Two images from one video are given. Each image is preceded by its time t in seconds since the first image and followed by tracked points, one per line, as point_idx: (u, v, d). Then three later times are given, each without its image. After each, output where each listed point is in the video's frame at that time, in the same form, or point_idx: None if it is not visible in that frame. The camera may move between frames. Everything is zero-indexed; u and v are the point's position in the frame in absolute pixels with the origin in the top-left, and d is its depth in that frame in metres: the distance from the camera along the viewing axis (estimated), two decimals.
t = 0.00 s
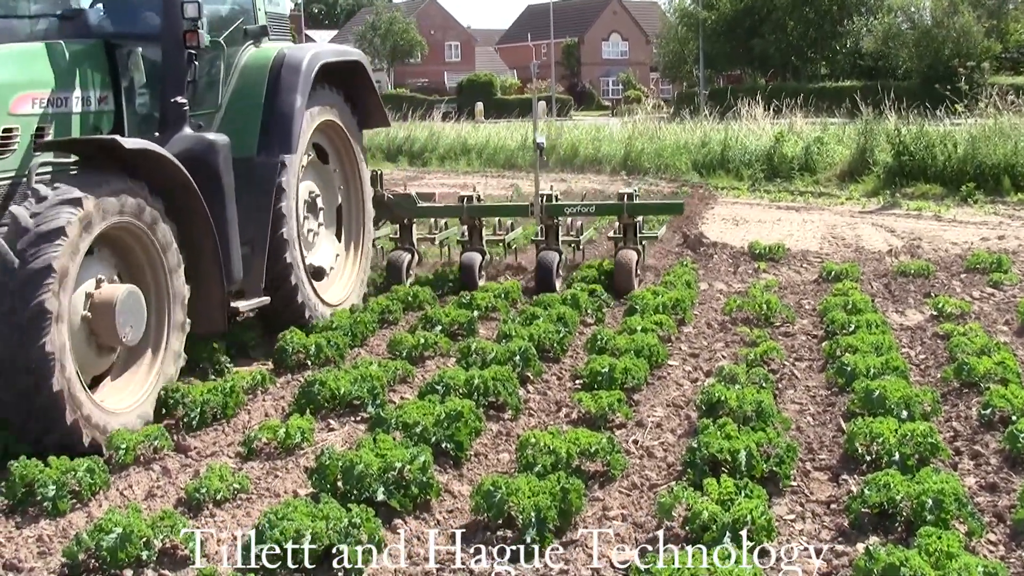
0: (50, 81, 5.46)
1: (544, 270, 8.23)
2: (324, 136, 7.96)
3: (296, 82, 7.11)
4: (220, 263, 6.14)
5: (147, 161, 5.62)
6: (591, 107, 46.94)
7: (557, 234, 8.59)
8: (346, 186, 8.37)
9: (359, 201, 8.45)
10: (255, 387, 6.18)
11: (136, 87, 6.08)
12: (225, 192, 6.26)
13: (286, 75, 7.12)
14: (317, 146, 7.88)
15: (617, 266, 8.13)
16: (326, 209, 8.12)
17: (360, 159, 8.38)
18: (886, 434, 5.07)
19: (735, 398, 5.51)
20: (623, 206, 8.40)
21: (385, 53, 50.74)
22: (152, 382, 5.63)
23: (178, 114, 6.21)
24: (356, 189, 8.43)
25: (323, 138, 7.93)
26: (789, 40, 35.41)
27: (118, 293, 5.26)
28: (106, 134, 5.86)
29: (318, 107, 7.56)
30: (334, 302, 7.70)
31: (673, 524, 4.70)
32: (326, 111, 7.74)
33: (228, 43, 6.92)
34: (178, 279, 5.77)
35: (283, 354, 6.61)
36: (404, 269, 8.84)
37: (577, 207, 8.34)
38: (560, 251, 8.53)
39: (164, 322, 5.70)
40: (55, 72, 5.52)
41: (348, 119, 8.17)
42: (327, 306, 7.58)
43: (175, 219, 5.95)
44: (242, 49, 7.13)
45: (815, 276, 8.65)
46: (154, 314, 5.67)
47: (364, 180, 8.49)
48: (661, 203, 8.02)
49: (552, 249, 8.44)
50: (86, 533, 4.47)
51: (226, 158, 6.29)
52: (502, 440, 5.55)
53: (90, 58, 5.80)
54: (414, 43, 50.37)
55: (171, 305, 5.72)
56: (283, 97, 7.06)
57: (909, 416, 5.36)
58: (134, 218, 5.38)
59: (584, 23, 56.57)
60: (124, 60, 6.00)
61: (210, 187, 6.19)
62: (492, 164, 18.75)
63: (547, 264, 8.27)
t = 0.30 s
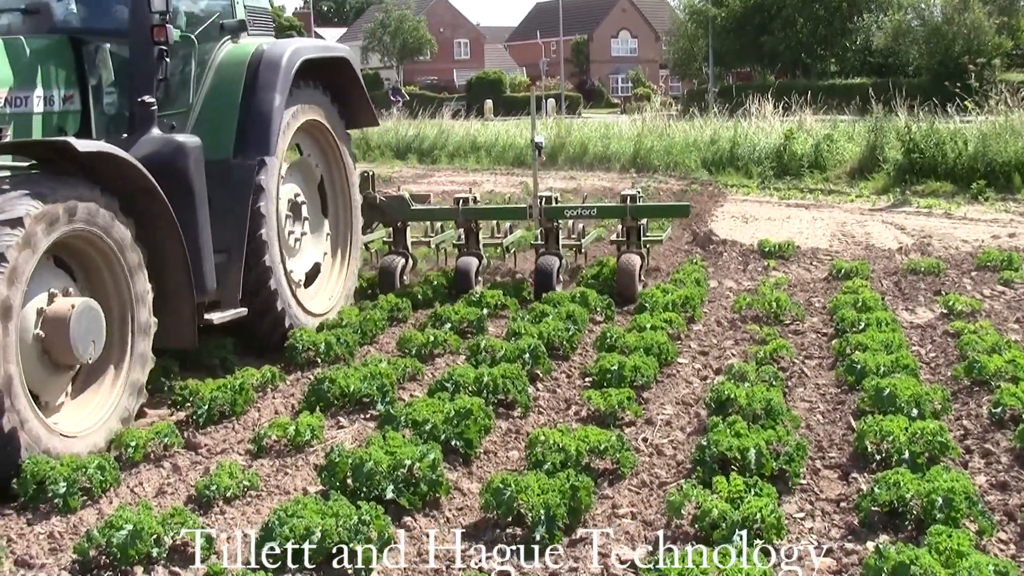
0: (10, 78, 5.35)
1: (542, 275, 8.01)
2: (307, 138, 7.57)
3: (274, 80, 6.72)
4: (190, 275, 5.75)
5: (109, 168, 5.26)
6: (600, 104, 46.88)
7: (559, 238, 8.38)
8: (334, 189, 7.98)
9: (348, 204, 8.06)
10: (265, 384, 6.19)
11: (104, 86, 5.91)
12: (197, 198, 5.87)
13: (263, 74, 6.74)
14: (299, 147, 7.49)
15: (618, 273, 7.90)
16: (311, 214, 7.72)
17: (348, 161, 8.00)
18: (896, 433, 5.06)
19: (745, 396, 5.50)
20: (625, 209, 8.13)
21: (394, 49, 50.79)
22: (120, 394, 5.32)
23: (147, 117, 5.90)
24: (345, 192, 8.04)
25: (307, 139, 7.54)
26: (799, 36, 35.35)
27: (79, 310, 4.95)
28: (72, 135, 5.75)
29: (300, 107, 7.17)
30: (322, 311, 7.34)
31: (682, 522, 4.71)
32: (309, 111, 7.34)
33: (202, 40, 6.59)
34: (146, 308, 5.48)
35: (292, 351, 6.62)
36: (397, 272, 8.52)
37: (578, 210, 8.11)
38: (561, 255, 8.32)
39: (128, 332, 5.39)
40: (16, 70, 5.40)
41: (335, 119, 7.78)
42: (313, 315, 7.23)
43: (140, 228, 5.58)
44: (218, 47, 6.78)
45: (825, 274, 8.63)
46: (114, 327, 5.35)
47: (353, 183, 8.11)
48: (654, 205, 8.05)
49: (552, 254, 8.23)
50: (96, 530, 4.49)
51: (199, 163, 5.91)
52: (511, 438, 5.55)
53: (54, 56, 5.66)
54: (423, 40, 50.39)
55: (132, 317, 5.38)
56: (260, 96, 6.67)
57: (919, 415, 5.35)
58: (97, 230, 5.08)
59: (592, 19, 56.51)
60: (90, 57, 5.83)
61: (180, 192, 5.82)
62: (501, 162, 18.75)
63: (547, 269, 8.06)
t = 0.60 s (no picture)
0: None
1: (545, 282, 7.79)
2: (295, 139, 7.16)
3: (256, 80, 6.32)
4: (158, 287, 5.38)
5: (69, 177, 4.93)
6: (614, 104, 46.87)
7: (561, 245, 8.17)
8: (324, 194, 7.57)
9: (338, 210, 7.67)
10: (280, 383, 6.20)
11: (72, 86, 5.59)
12: (169, 204, 5.51)
13: (245, 72, 6.33)
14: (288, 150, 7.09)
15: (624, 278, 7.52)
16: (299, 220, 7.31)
17: (339, 164, 7.61)
18: (911, 433, 5.05)
19: (759, 396, 5.49)
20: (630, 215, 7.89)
21: (409, 49, 50.92)
22: (69, 434, 5.01)
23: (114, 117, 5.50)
24: (336, 197, 7.64)
25: (295, 141, 7.14)
26: (814, 36, 35.41)
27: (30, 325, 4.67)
28: (38, 139, 5.43)
29: (286, 107, 6.77)
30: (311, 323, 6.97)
31: (697, 521, 4.70)
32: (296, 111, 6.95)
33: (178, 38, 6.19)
34: (110, 342, 5.21)
35: (307, 350, 6.64)
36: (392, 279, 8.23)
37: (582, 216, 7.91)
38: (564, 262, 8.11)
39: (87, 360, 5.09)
40: None
41: (325, 120, 7.38)
42: (302, 328, 6.86)
43: (104, 238, 5.24)
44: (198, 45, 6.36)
45: (840, 273, 8.60)
46: (74, 344, 5.06)
47: (344, 187, 7.71)
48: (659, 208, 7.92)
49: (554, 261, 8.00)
50: (111, 527, 4.51)
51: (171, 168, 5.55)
52: (525, 438, 5.55)
53: (19, 54, 5.35)
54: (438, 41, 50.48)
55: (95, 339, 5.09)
56: (240, 95, 6.27)
57: (934, 415, 5.33)
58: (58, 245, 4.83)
59: (606, 21, 56.52)
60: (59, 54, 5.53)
61: (149, 199, 5.45)
62: (516, 162, 18.78)
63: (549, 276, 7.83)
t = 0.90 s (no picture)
0: None
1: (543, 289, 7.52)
2: (280, 140, 6.75)
3: (232, 80, 5.92)
4: (119, 303, 4.99)
5: (21, 187, 4.53)
6: (625, 102, 46.88)
7: (562, 249, 7.90)
8: (309, 197, 7.18)
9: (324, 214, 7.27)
10: (293, 380, 6.21)
11: (33, 86, 5.16)
12: (134, 217, 5.12)
13: (220, 71, 5.93)
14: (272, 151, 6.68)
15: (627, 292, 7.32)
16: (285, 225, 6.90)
17: (325, 164, 7.21)
18: (924, 430, 5.04)
19: (773, 393, 5.49)
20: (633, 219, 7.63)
21: (420, 46, 50.97)
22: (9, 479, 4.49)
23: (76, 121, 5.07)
24: (322, 200, 7.24)
25: (278, 143, 6.73)
26: (829, 34, 35.85)
27: None
28: None
29: (266, 108, 6.37)
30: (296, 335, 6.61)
31: (711, 518, 4.70)
32: (280, 111, 6.54)
33: (149, 33, 5.80)
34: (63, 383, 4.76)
35: (320, 348, 6.66)
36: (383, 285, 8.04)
37: (581, 221, 7.62)
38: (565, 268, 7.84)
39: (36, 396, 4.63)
40: None
41: (310, 118, 6.98)
42: (287, 340, 6.51)
43: (61, 250, 4.82)
44: (172, 40, 5.97)
45: (853, 271, 8.59)
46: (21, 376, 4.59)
47: (331, 189, 7.31)
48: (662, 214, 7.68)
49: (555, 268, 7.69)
50: (126, 524, 4.53)
51: (136, 174, 5.14)
52: (538, 435, 5.56)
53: None
54: (450, 39, 50.63)
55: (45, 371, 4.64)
56: (216, 95, 5.88)
57: (948, 412, 5.32)
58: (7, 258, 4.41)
59: (616, 20, 56.58)
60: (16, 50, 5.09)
61: (112, 212, 5.04)
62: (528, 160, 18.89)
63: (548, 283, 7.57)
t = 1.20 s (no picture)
0: None
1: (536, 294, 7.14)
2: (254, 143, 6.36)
3: (200, 78, 5.49)
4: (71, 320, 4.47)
5: None
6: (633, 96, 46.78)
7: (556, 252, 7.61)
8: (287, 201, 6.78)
9: (304, 220, 6.88)
10: (302, 377, 6.23)
11: None
12: (87, 227, 4.66)
13: (187, 66, 5.50)
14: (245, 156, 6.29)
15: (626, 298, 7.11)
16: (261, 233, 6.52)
17: (305, 166, 6.81)
18: (934, 424, 5.03)
19: (782, 388, 5.49)
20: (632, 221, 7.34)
21: (426, 42, 50.96)
22: None
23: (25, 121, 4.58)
24: (301, 203, 6.84)
25: (252, 145, 6.32)
26: (836, 27, 36.27)
27: None
28: None
29: (239, 106, 5.95)
30: (273, 349, 6.24)
31: (721, 513, 4.70)
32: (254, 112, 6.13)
33: (112, 29, 5.34)
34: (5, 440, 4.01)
35: (330, 346, 6.70)
36: (370, 290, 7.56)
37: (576, 223, 7.30)
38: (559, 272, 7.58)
39: None
40: None
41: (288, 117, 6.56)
42: (263, 355, 6.14)
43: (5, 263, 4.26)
44: (137, 37, 5.55)
45: (862, 265, 8.58)
46: None
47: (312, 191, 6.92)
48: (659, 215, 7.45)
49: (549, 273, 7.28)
50: (135, 522, 4.54)
51: (90, 181, 4.71)
52: (548, 431, 5.56)
53: None
54: (457, 35, 50.74)
55: None
56: (182, 95, 5.45)
57: (958, 406, 5.31)
58: None
59: (622, 16, 56.63)
60: None
61: (64, 222, 4.57)
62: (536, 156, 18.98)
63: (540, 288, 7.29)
